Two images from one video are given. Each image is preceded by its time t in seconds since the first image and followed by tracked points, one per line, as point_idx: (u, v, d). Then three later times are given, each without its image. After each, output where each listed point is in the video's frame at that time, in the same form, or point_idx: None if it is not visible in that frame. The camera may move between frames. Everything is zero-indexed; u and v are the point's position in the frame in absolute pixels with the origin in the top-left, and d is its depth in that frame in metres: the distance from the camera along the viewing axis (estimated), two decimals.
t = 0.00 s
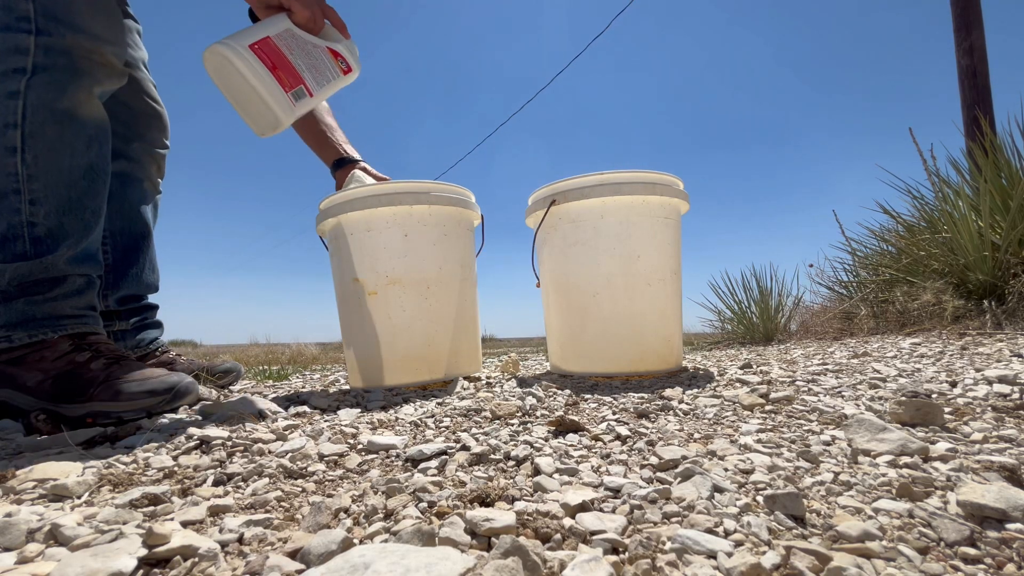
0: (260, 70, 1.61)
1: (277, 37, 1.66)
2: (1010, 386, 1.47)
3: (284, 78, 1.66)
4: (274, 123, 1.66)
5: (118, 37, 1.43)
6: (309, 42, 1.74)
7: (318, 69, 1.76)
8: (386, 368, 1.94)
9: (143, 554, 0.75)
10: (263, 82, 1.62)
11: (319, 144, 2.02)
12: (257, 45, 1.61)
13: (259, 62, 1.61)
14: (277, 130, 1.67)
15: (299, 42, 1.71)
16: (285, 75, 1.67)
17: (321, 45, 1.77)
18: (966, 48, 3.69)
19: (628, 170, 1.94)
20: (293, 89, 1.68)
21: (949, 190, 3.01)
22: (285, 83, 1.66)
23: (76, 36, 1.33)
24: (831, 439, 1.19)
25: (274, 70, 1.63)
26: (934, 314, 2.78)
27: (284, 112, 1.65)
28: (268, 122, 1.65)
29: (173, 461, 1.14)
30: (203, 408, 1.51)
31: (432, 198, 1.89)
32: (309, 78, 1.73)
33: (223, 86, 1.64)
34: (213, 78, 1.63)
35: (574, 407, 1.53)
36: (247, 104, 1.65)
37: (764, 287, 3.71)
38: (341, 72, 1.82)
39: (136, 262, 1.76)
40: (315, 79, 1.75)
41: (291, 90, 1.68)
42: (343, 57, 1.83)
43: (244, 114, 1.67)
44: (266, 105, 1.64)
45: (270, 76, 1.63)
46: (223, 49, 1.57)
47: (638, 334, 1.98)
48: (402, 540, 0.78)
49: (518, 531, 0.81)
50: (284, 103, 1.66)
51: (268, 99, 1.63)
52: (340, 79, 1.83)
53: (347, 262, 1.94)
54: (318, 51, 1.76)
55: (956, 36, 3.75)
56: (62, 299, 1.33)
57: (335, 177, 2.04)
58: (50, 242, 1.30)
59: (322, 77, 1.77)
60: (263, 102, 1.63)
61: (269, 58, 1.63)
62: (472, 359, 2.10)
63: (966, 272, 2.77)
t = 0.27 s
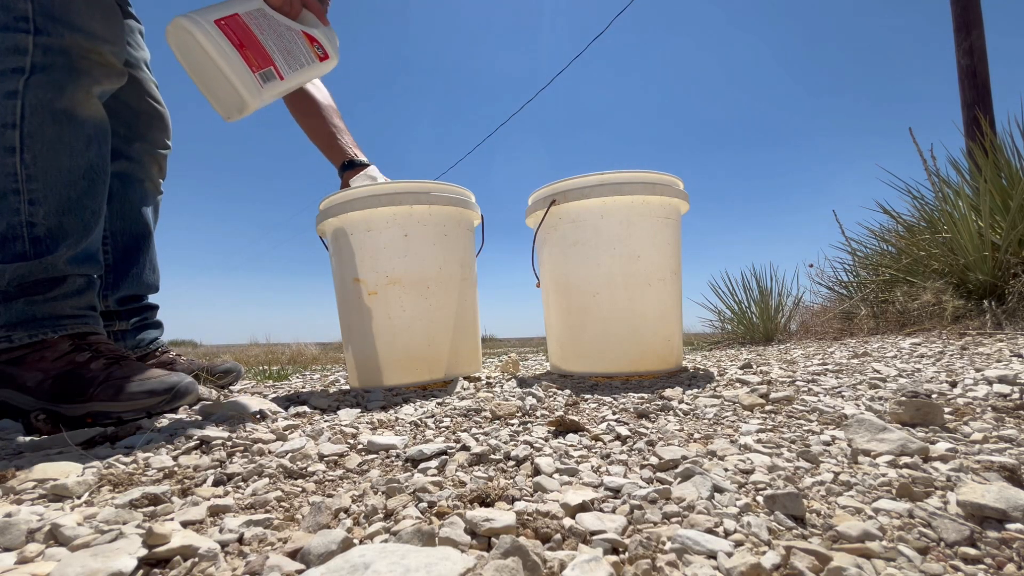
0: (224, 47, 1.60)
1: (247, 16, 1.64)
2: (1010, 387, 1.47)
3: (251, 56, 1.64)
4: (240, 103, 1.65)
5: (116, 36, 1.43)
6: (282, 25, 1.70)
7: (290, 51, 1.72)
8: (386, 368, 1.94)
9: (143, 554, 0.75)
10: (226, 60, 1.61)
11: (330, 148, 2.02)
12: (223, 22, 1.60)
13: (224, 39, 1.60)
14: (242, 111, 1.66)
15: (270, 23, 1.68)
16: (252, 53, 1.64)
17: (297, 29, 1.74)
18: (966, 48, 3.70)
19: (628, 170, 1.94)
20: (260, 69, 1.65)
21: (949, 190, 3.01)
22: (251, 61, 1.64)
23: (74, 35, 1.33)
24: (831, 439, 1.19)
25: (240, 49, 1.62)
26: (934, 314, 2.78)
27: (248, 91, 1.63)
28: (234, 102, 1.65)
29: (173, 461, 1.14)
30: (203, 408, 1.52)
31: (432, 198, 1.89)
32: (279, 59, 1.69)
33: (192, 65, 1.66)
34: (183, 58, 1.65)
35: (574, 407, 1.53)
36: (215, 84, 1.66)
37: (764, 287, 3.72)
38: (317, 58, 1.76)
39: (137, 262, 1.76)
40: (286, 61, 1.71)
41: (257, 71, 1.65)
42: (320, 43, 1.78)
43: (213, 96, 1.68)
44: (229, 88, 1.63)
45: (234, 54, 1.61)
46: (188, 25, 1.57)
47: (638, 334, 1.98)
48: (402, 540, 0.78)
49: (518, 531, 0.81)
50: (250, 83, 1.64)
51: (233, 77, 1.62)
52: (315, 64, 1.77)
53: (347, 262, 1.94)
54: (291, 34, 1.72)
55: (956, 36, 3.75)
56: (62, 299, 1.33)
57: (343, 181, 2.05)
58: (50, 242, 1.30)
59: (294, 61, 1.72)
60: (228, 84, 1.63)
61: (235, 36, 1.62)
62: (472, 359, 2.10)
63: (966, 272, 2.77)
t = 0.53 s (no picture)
0: (208, 41, 1.57)
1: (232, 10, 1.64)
2: (1010, 386, 1.47)
3: (235, 50, 1.62)
4: (225, 99, 1.62)
5: (117, 35, 1.43)
6: (268, 19, 1.71)
7: (277, 45, 1.72)
8: (386, 368, 1.94)
9: (143, 554, 0.75)
10: (212, 54, 1.58)
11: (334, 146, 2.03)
12: (207, 16, 1.58)
13: (209, 34, 1.58)
14: (229, 107, 1.63)
15: (255, 18, 1.68)
16: (237, 47, 1.63)
17: (283, 24, 1.75)
18: (966, 48, 3.69)
19: (628, 170, 1.94)
20: (246, 63, 1.64)
21: (949, 190, 3.01)
22: (236, 55, 1.62)
23: (73, 35, 1.33)
24: (831, 439, 1.19)
25: (224, 43, 1.60)
26: (934, 314, 2.78)
27: (235, 86, 1.61)
28: (219, 98, 1.62)
29: (173, 461, 1.14)
30: (204, 408, 1.52)
31: (432, 198, 1.89)
32: (264, 53, 1.68)
33: (173, 60, 1.62)
34: (163, 51, 1.61)
35: (574, 407, 1.53)
36: (198, 79, 1.62)
37: (764, 287, 3.72)
38: (304, 52, 1.78)
39: (136, 262, 1.76)
40: (273, 56, 1.71)
41: (243, 66, 1.63)
42: (306, 38, 1.80)
43: (196, 92, 1.64)
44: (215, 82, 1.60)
45: (219, 48, 1.59)
46: (170, 19, 1.54)
47: (638, 334, 1.98)
48: (402, 540, 0.78)
49: (518, 531, 0.81)
50: (235, 77, 1.62)
51: (217, 72, 1.59)
52: (303, 59, 1.79)
53: (347, 262, 1.94)
54: (278, 28, 1.74)
55: (957, 36, 3.75)
56: (62, 299, 1.33)
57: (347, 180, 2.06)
58: (50, 242, 1.30)
59: (281, 56, 1.73)
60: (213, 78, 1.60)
61: (219, 30, 1.60)
62: (472, 359, 2.10)
63: (966, 272, 2.77)
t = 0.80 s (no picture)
0: (205, 43, 1.57)
1: (230, 13, 1.64)
2: (1010, 386, 1.47)
3: (232, 52, 1.62)
4: (221, 100, 1.62)
5: (118, 35, 1.43)
6: (266, 23, 1.72)
7: (274, 48, 1.72)
8: (386, 368, 1.94)
9: (143, 554, 0.75)
10: (209, 55, 1.58)
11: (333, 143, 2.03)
12: (205, 18, 1.59)
13: (206, 35, 1.58)
14: (224, 107, 1.62)
15: (253, 22, 1.69)
16: (235, 49, 1.63)
17: (281, 29, 1.75)
18: (966, 48, 3.69)
19: (628, 170, 1.94)
20: (243, 66, 1.64)
21: (949, 190, 3.01)
22: (233, 57, 1.62)
23: (74, 35, 1.33)
24: (831, 439, 1.19)
25: (221, 45, 1.60)
26: (934, 314, 2.78)
27: (230, 88, 1.60)
28: (214, 98, 1.61)
29: (173, 461, 1.14)
30: (203, 408, 1.52)
31: (432, 198, 1.89)
32: (261, 56, 1.68)
33: (169, 60, 1.62)
34: (161, 52, 1.62)
35: (574, 407, 1.53)
36: (193, 79, 1.62)
37: (764, 287, 3.72)
38: (301, 57, 1.78)
39: (136, 262, 1.76)
40: (270, 60, 1.71)
41: (240, 68, 1.63)
42: (304, 43, 1.80)
43: (192, 91, 1.64)
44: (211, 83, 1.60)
45: (215, 50, 1.59)
46: (167, 18, 1.55)
47: (638, 335, 1.98)
48: (402, 540, 0.78)
49: (518, 531, 0.81)
50: (231, 79, 1.61)
51: (212, 73, 1.59)
52: (299, 63, 1.79)
53: (347, 261, 1.94)
54: (276, 32, 1.74)
55: (957, 36, 3.75)
56: (61, 299, 1.33)
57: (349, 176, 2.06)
58: (50, 242, 1.30)
59: (278, 60, 1.73)
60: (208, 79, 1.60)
61: (217, 33, 1.60)
62: (472, 359, 2.10)
63: (966, 272, 2.77)
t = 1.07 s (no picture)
0: (216, 43, 1.58)
1: (244, 17, 1.65)
2: (1010, 386, 1.47)
3: (242, 55, 1.62)
4: (224, 98, 1.61)
5: (118, 36, 1.43)
6: (278, 30, 1.73)
7: (282, 54, 1.72)
8: (386, 368, 1.94)
9: (143, 554, 0.75)
10: (217, 55, 1.58)
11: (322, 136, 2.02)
12: (220, 19, 1.59)
13: (217, 36, 1.58)
14: (225, 106, 1.62)
15: (266, 28, 1.70)
16: (244, 51, 1.63)
17: (291, 36, 1.76)
18: (966, 48, 3.69)
19: (628, 170, 1.94)
20: (250, 68, 1.64)
21: (949, 190, 3.01)
22: (241, 58, 1.62)
23: (75, 36, 1.33)
24: (831, 439, 1.19)
25: (231, 46, 1.60)
26: (934, 314, 2.78)
27: (235, 88, 1.60)
28: (217, 96, 1.61)
29: (173, 461, 1.14)
30: (203, 408, 1.51)
31: (432, 198, 1.89)
32: (269, 61, 1.68)
33: (180, 56, 1.62)
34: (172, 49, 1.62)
35: (574, 407, 1.53)
36: (200, 76, 1.62)
37: (764, 287, 3.72)
38: (308, 65, 1.78)
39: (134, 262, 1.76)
40: (277, 65, 1.71)
41: (246, 69, 1.63)
42: (314, 54, 1.80)
43: (196, 87, 1.64)
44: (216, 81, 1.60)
45: (225, 50, 1.59)
46: (183, 16, 1.55)
47: (638, 335, 1.98)
48: (402, 540, 0.78)
49: (518, 531, 0.81)
50: (237, 80, 1.61)
51: (219, 72, 1.59)
52: (306, 71, 1.78)
53: (347, 261, 1.94)
54: (286, 39, 1.74)
55: (957, 36, 3.75)
56: (61, 299, 1.33)
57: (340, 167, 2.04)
58: (50, 242, 1.30)
59: (287, 68, 1.73)
60: (214, 77, 1.60)
61: (228, 34, 1.60)
62: (472, 359, 2.10)
63: (966, 272, 2.77)
